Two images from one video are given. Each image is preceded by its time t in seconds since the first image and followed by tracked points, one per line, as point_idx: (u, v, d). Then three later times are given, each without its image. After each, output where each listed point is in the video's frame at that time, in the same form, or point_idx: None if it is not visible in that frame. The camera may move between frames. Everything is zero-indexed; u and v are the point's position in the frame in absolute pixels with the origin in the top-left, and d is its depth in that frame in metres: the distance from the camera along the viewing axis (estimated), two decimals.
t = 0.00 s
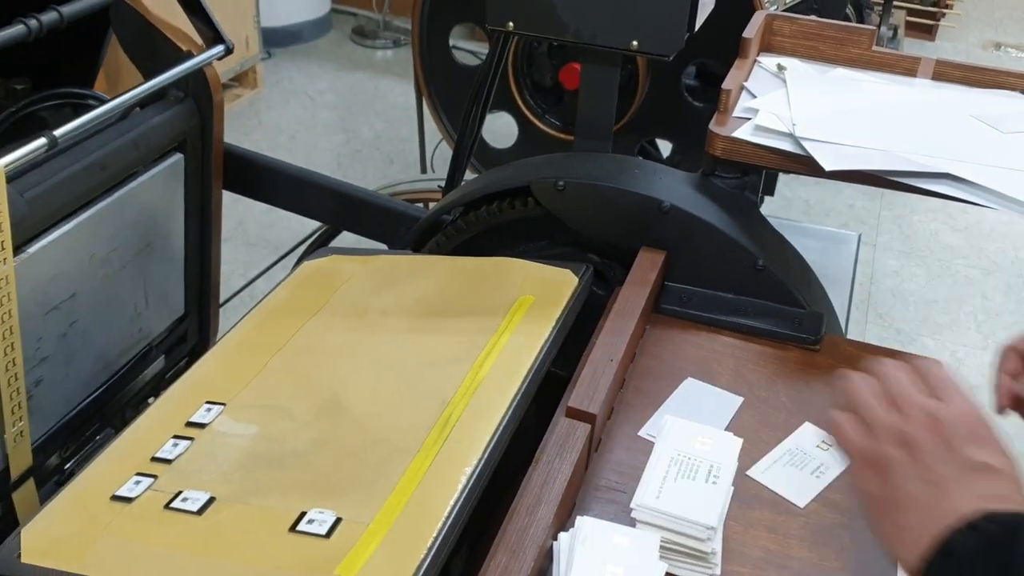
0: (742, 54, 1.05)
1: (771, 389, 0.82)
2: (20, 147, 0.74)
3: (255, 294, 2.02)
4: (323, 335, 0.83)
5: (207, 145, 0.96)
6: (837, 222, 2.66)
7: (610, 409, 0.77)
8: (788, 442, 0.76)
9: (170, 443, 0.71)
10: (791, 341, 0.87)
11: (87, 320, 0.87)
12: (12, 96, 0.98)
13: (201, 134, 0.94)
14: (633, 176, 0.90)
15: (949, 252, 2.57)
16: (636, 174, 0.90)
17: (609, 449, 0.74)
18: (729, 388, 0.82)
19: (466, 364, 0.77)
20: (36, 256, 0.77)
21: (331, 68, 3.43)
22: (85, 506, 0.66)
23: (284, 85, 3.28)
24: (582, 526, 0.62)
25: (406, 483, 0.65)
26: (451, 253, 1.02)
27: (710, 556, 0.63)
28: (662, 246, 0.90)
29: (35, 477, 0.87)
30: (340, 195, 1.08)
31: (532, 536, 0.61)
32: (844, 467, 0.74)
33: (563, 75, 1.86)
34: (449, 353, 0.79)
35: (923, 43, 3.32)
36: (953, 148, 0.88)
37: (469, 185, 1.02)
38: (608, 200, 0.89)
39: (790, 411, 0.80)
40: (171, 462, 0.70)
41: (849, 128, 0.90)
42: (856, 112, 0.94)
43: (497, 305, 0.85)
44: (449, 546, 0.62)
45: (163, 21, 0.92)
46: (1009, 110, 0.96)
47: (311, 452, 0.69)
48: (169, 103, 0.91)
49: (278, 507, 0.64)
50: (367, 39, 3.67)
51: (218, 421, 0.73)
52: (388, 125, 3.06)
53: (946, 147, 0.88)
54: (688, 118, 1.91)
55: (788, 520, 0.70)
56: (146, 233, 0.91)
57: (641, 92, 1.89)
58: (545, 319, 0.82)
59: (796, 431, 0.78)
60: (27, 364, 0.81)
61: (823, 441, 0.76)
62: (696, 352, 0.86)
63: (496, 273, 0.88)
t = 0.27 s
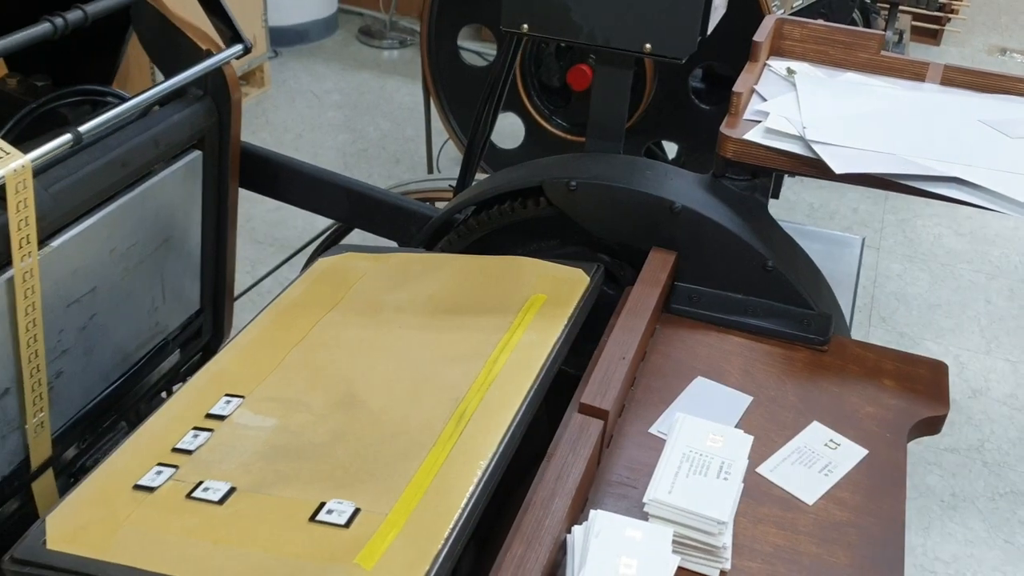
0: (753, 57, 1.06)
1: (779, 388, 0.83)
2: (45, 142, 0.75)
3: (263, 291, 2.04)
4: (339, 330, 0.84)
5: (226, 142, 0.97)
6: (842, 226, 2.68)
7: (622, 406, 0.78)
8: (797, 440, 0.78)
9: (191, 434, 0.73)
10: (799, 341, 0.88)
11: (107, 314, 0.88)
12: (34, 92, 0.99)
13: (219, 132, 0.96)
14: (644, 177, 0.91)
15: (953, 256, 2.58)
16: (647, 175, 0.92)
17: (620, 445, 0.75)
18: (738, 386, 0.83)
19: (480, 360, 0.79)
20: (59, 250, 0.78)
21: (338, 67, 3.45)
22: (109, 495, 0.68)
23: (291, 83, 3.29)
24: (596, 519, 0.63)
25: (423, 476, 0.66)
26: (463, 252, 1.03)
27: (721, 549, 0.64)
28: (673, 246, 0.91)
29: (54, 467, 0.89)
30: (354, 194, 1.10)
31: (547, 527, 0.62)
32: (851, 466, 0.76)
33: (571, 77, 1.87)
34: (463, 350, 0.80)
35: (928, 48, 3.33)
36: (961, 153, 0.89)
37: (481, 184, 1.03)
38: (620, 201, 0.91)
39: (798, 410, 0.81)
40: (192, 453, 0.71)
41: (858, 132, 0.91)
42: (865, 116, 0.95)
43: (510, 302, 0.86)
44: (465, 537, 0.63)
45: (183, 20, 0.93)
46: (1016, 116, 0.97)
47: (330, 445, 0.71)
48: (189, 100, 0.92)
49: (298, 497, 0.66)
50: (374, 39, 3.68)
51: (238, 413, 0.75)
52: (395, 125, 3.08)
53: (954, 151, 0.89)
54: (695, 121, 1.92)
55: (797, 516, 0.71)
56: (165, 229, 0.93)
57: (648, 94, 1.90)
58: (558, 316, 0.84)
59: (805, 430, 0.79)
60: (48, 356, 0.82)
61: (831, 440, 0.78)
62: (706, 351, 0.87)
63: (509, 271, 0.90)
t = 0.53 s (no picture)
0: (764, 60, 1.08)
1: (789, 386, 0.85)
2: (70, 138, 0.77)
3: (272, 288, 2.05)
4: (356, 326, 0.86)
5: (244, 139, 0.98)
6: (846, 228, 2.69)
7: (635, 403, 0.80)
8: (808, 437, 0.79)
9: (212, 427, 0.74)
10: (809, 340, 0.90)
11: (127, 308, 0.90)
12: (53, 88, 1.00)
13: (238, 130, 0.97)
14: (657, 177, 0.92)
15: (957, 258, 2.59)
16: (661, 175, 0.93)
17: (634, 441, 0.76)
18: (749, 384, 0.84)
19: (496, 356, 0.80)
20: (83, 244, 0.80)
21: (345, 66, 3.46)
22: (133, 485, 0.69)
23: (298, 82, 3.30)
24: (613, 512, 0.64)
25: (442, 469, 0.68)
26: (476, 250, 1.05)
27: (733, 544, 0.65)
28: (685, 245, 0.92)
29: (73, 459, 0.90)
30: (367, 191, 1.11)
31: (565, 520, 0.64)
32: (861, 463, 0.77)
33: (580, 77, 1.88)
34: (479, 346, 0.81)
35: (933, 51, 3.34)
36: (970, 155, 0.90)
37: (494, 183, 1.05)
38: (633, 200, 0.92)
39: (808, 408, 0.82)
40: (213, 445, 0.72)
41: (868, 134, 0.93)
42: (875, 118, 0.97)
43: (524, 300, 0.87)
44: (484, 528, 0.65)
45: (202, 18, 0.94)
46: None
47: (349, 438, 0.72)
48: (208, 98, 0.94)
49: (319, 489, 0.67)
50: (381, 38, 3.70)
51: (258, 406, 0.76)
52: (402, 123, 3.09)
53: (963, 154, 0.90)
54: (702, 122, 1.93)
55: (808, 512, 0.72)
56: (184, 225, 0.94)
57: (656, 96, 1.91)
58: (572, 313, 0.85)
59: (815, 427, 0.80)
60: (70, 349, 0.84)
61: (841, 438, 0.79)
62: (717, 349, 0.88)
63: (524, 268, 0.91)
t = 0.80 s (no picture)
0: (770, 62, 1.09)
1: (796, 382, 0.86)
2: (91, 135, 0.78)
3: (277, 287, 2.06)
4: (369, 322, 0.87)
5: (258, 137, 1.00)
6: (848, 230, 2.70)
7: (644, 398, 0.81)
8: (814, 432, 0.80)
9: (229, 419, 0.75)
10: (814, 337, 0.91)
11: (142, 303, 0.91)
12: (69, 87, 1.01)
13: (252, 129, 0.98)
14: (665, 177, 0.94)
15: (957, 261, 2.60)
16: (669, 174, 0.94)
17: (643, 435, 0.78)
18: (755, 380, 0.85)
19: (507, 352, 0.81)
20: (101, 239, 0.81)
21: (348, 67, 3.48)
22: (152, 475, 0.70)
23: (302, 83, 3.32)
24: (624, 502, 0.66)
25: (456, 460, 0.69)
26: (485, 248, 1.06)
27: (741, 534, 0.67)
28: (692, 244, 0.93)
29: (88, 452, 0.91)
30: (378, 191, 1.12)
31: (577, 510, 0.65)
32: (866, 458, 0.78)
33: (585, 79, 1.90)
34: (490, 341, 0.83)
35: (933, 55, 3.36)
36: (973, 156, 0.92)
37: (503, 183, 1.06)
38: (641, 199, 0.93)
39: (814, 404, 0.84)
40: (230, 437, 0.74)
41: (873, 135, 0.94)
42: (880, 120, 0.98)
43: (534, 297, 0.88)
44: (497, 518, 0.66)
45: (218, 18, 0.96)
46: None
47: (364, 431, 0.73)
48: (223, 97, 0.95)
49: (335, 480, 0.68)
50: (385, 40, 3.71)
51: (274, 399, 0.77)
52: (405, 125, 3.10)
53: (966, 155, 0.92)
54: (704, 125, 1.95)
55: (814, 504, 0.73)
56: (198, 222, 0.95)
57: (660, 98, 1.93)
58: (582, 310, 0.86)
59: (821, 422, 0.81)
60: (88, 343, 0.85)
61: (847, 433, 0.80)
62: (724, 346, 0.89)
63: (533, 265, 0.92)
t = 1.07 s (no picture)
0: (773, 69, 1.11)
1: (797, 383, 0.87)
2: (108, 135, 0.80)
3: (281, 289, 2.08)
4: (377, 322, 0.89)
5: (269, 140, 1.02)
6: (848, 236, 2.72)
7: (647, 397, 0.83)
8: (814, 432, 0.82)
9: (241, 415, 0.77)
10: (815, 339, 0.92)
11: (154, 302, 0.92)
12: (84, 89, 1.03)
13: (263, 131, 1.00)
14: (669, 180, 0.95)
15: (957, 268, 2.62)
16: (672, 179, 0.96)
17: (647, 434, 0.79)
18: (757, 380, 0.87)
19: (514, 351, 0.83)
20: (116, 238, 0.82)
21: (352, 71, 3.49)
22: (166, 469, 0.72)
23: (306, 87, 3.34)
24: (629, 498, 0.67)
25: (465, 456, 0.71)
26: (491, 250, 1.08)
27: (743, 530, 0.68)
28: (696, 247, 0.95)
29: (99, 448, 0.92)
30: (385, 193, 1.14)
31: (584, 505, 0.67)
32: (865, 457, 0.80)
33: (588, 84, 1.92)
34: (497, 341, 0.84)
35: (933, 63, 3.38)
36: (972, 163, 0.93)
37: (508, 186, 1.08)
38: (646, 203, 0.95)
39: (815, 404, 0.85)
40: (243, 432, 0.75)
41: (874, 141, 0.96)
42: (880, 127, 1.00)
43: (541, 298, 0.90)
44: (505, 513, 0.67)
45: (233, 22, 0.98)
46: None
47: (374, 427, 0.75)
48: (236, 100, 0.97)
49: (346, 475, 0.70)
50: (389, 44, 3.73)
51: (285, 396, 0.79)
52: (408, 129, 3.12)
53: (965, 161, 0.93)
54: (706, 131, 1.96)
55: (814, 502, 0.75)
56: (210, 222, 0.97)
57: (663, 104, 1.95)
58: (587, 311, 0.88)
59: (822, 423, 0.83)
60: (102, 340, 0.86)
61: (846, 433, 0.82)
62: (726, 347, 0.91)
63: (539, 267, 0.94)
